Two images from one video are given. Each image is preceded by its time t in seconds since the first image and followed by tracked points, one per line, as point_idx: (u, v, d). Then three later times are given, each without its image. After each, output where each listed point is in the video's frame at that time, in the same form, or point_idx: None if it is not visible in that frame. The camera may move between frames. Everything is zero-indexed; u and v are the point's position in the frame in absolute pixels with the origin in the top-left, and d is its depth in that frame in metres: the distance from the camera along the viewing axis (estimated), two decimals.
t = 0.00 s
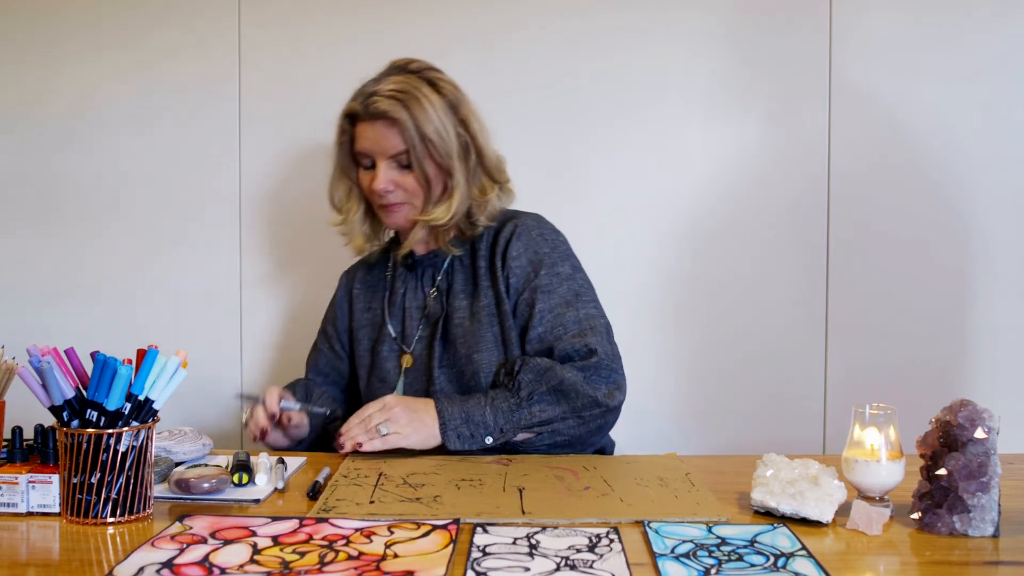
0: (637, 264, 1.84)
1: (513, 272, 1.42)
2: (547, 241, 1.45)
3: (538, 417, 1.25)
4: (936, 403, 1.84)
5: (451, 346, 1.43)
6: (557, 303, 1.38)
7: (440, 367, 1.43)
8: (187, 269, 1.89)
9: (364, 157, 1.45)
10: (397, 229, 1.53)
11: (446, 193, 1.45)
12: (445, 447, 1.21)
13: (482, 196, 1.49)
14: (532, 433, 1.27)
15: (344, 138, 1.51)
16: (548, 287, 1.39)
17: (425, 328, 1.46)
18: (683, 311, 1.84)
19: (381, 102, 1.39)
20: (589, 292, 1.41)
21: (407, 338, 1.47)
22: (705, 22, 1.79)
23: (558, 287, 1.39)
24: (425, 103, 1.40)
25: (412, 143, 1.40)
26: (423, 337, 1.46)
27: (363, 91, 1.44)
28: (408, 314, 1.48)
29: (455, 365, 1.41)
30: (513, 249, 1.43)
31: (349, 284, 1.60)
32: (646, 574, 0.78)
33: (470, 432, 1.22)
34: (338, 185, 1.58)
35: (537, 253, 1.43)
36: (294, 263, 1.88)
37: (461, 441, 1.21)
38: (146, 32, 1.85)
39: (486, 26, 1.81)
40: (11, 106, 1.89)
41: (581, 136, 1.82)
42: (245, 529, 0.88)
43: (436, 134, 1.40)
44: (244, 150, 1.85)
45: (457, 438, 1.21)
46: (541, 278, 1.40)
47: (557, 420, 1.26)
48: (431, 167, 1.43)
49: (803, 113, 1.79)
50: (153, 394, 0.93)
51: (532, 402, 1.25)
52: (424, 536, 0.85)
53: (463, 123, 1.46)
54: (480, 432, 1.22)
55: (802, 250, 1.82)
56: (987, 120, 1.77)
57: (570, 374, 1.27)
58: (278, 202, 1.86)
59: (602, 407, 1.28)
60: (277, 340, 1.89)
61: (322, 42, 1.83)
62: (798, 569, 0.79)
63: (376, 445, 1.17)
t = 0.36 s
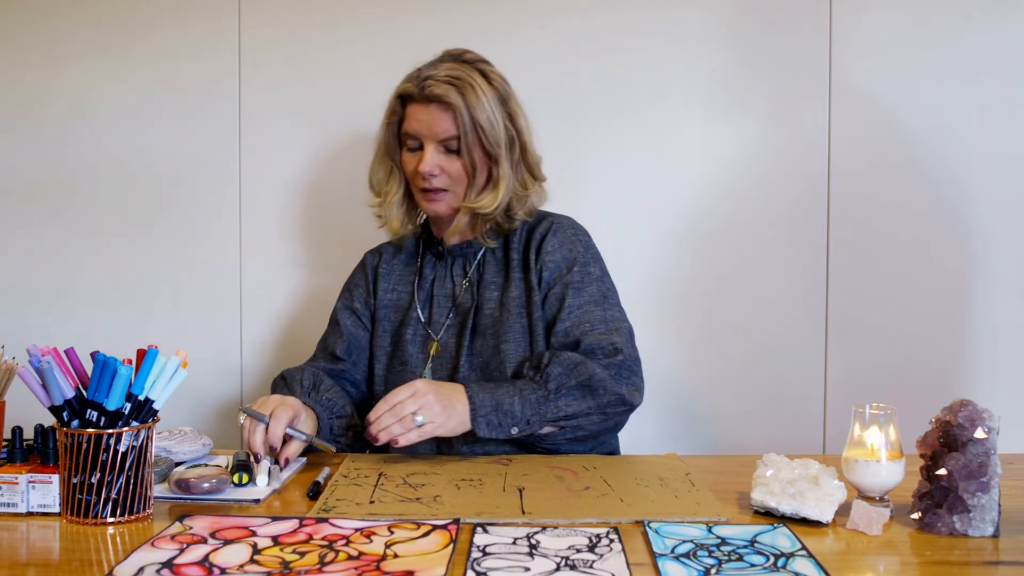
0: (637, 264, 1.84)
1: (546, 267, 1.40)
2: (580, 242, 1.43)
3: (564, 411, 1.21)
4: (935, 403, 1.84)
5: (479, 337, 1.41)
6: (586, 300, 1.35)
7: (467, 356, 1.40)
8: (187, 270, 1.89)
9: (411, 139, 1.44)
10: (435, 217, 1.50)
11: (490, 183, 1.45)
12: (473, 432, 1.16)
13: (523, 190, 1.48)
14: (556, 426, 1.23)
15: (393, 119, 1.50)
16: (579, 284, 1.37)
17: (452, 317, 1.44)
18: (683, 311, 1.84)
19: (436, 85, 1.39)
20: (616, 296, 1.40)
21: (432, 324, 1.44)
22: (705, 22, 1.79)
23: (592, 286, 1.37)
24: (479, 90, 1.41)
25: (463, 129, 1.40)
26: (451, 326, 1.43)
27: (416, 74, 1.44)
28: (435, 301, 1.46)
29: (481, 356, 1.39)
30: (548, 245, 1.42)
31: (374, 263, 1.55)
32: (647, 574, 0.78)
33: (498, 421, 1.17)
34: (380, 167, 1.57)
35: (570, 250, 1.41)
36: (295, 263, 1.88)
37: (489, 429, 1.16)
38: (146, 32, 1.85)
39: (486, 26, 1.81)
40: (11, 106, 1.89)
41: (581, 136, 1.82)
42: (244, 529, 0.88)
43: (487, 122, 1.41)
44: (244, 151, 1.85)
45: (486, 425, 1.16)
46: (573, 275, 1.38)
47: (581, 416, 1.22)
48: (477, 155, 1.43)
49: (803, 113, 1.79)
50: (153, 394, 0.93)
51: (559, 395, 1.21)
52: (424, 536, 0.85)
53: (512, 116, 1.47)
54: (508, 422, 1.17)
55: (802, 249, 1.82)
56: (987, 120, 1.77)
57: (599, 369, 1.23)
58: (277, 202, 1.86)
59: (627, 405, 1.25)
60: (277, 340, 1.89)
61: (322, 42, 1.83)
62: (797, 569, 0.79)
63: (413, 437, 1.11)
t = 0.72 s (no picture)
0: (637, 264, 1.84)
1: (552, 267, 1.39)
2: (588, 244, 1.42)
3: (563, 409, 1.19)
4: (935, 403, 1.84)
5: (485, 337, 1.40)
6: (590, 301, 1.34)
7: (472, 355, 1.40)
8: (187, 270, 1.89)
9: (427, 134, 1.44)
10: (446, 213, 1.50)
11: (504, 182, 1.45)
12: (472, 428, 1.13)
13: (535, 191, 1.49)
14: (554, 424, 1.21)
15: (408, 114, 1.49)
16: (584, 285, 1.36)
17: (458, 316, 1.44)
18: (683, 311, 1.84)
19: (455, 82, 1.40)
20: (620, 299, 1.39)
21: (438, 322, 1.44)
22: (705, 22, 1.79)
23: (596, 288, 1.36)
24: (497, 88, 1.41)
25: (479, 127, 1.40)
26: (456, 325, 1.43)
27: (434, 69, 1.44)
28: (442, 300, 1.46)
29: (487, 357, 1.39)
30: (554, 246, 1.41)
31: (383, 260, 1.56)
32: (647, 574, 0.78)
33: (497, 417, 1.14)
34: (394, 161, 1.57)
35: (576, 252, 1.40)
36: (295, 262, 1.88)
37: (487, 425, 1.13)
38: (146, 32, 1.85)
39: (486, 26, 1.81)
40: (11, 106, 1.89)
41: (581, 136, 1.82)
42: (244, 529, 0.88)
43: (504, 121, 1.41)
44: (244, 151, 1.85)
45: (485, 421, 1.13)
46: (577, 276, 1.37)
47: (580, 415, 1.20)
48: (492, 153, 1.43)
49: (803, 113, 1.79)
50: (153, 394, 0.93)
51: (558, 393, 1.19)
52: (425, 536, 0.85)
53: (527, 116, 1.47)
54: (507, 419, 1.14)
55: (802, 249, 1.82)
56: (987, 120, 1.77)
57: (598, 368, 1.21)
58: (278, 202, 1.86)
59: (625, 407, 1.23)
60: (277, 340, 1.89)
61: (322, 42, 1.83)
62: (797, 569, 0.79)
63: (411, 439, 1.08)
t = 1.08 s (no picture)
0: (637, 263, 1.84)
1: (547, 267, 1.38)
2: (585, 245, 1.40)
3: (541, 407, 1.16)
4: (935, 403, 1.84)
5: (484, 336, 1.40)
6: (579, 299, 1.31)
7: (470, 354, 1.40)
8: (187, 270, 1.89)
9: (430, 131, 1.44)
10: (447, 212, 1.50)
11: (507, 182, 1.45)
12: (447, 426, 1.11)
13: (538, 192, 1.48)
14: (532, 421, 1.18)
15: (414, 110, 1.49)
16: (576, 283, 1.34)
17: (456, 315, 1.44)
18: (683, 311, 1.84)
19: (460, 80, 1.40)
20: (613, 298, 1.36)
21: (437, 321, 1.44)
22: (705, 22, 1.79)
23: (588, 287, 1.33)
24: (502, 87, 1.41)
25: (484, 125, 1.40)
26: (455, 324, 1.43)
27: (441, 67, 1.45)
28: (441, 298, 1.46)
29: (483, 355, 1.39)
30: (550, 246, 1.40)
31: (384, 258, 1.56)
32: (647, 574, 0.78)
33: (473, 415, 1.11)
34: (398, 158, 1.57)
35: (571, 252, 1.38)
36: (294, 262, 1.88)
37: (463, 423, 1.11)
38: (147, 32, 1.85)
39: (486, 26, 1.81)
40: (11, 106, 1.89)
41: (581, 136, 1.82)
42: (245, 529, 0.88)
43: (509, 120, 1.41)
44: (244, 151, 1.86)
45: (460, 419, 1.10)
46: (570, 274, 1.35)
47: (558, 411, 1.18)
48: (497, 152, 1.43)
49: (803, 113, 1.79)
50: (153, 394, 0.93)
51: (535, 389, 1.16)
52: (425, 536, 0.85)
53: (533, 117, 1.47)
54: (483, 417, 1.12)
55: (802, 249, 1.82)
56: (987, 120, 1.77)
57: (577, 364, 1.18)
58: (278, 202, 1.86)
59: (604, 403, 1.20)
60: (277, 340, 1.89)
61: (322, 42, 1.83)
62: (798, 569, 0.79)
63: (386, 439, 1.06)
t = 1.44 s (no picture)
0: (637, 264, 1.84)
1: (538, 265, 1.37)
2: (577, 240, 1.38)
3: (518, 401, 1.11)
4: (935, 403, 1.84)
5: (481, 335, 1.40)
6: (565, 292, 1.28)
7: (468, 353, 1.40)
8: (187, 270, 1.89)
9: (430, 130, 1.45)
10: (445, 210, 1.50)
11: (506, 180, 1.45)
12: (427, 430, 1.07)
13: (536, 190, 1.48)
14: (512, 416, 1.14)
15: (413, 109, 1.49)
16: (563, 277, 1.31)
17: (453, 314, 1.44)
18: (683, 311, 1.84)
19: (459, 78, 1.40)
20: (602, 294, 1.32)
21: (434, 320, 1.44)
22: (705, 22, 1.79)
23: (574, 280, 1.30)
24: (501, 85, 1.41)
25: (483, 124, 1.40)
26: (453, 323, 1.43)
27: (440, 66, 1.44)
28: (440, 297, 1.46)
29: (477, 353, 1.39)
30: (544, 245, 1.39)
31: (383, 256, 1.56)
32: (647, 574, 0.78)
33: (452, 418, 1.07)
34: (398, 157, 1.57)
35: (562, 248, 1.36)
36: (294, 262, 1.88)
37: (443, 427, 1.07)
38: (147, 32, 1.85)
39: (486, 26, 1.81)
40: (10, 106, 1.89)
41: (581, 136, 1.82)
42: (245, 529, 0.88)
43: (508, 119, 1.41)
44: (244, 151, 1.86)
45: (440, 424, 1.07)
46: (558, 268, 1.33)
47: (536, 403, 1.13)
48: (496, 150, 1.43)
49: (803, 113, 1.79)
50: (153, 394, 0.93)
51: (510, 384, 1.11)
52: (424, 536, 0.85)
53: (532, 115, 1.47)
54: (462, 418, 1.08)
55: (802, 249, 1.82)
56: (987, 120, 1.77)
57: (549, 354, 1.14)
58: (278, 202, 1.86)
59: (581, 390, 1.16)
60: (277, 340, 1.89)
61: (322, 42, 1.83)
62: (798, 569, 0.79)
63: (371, 452, 1.02)
